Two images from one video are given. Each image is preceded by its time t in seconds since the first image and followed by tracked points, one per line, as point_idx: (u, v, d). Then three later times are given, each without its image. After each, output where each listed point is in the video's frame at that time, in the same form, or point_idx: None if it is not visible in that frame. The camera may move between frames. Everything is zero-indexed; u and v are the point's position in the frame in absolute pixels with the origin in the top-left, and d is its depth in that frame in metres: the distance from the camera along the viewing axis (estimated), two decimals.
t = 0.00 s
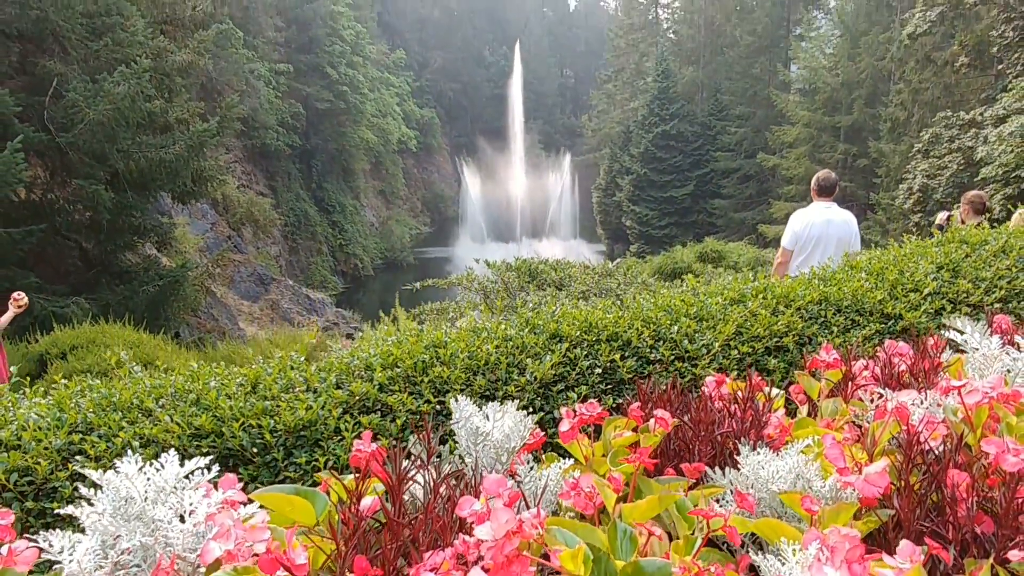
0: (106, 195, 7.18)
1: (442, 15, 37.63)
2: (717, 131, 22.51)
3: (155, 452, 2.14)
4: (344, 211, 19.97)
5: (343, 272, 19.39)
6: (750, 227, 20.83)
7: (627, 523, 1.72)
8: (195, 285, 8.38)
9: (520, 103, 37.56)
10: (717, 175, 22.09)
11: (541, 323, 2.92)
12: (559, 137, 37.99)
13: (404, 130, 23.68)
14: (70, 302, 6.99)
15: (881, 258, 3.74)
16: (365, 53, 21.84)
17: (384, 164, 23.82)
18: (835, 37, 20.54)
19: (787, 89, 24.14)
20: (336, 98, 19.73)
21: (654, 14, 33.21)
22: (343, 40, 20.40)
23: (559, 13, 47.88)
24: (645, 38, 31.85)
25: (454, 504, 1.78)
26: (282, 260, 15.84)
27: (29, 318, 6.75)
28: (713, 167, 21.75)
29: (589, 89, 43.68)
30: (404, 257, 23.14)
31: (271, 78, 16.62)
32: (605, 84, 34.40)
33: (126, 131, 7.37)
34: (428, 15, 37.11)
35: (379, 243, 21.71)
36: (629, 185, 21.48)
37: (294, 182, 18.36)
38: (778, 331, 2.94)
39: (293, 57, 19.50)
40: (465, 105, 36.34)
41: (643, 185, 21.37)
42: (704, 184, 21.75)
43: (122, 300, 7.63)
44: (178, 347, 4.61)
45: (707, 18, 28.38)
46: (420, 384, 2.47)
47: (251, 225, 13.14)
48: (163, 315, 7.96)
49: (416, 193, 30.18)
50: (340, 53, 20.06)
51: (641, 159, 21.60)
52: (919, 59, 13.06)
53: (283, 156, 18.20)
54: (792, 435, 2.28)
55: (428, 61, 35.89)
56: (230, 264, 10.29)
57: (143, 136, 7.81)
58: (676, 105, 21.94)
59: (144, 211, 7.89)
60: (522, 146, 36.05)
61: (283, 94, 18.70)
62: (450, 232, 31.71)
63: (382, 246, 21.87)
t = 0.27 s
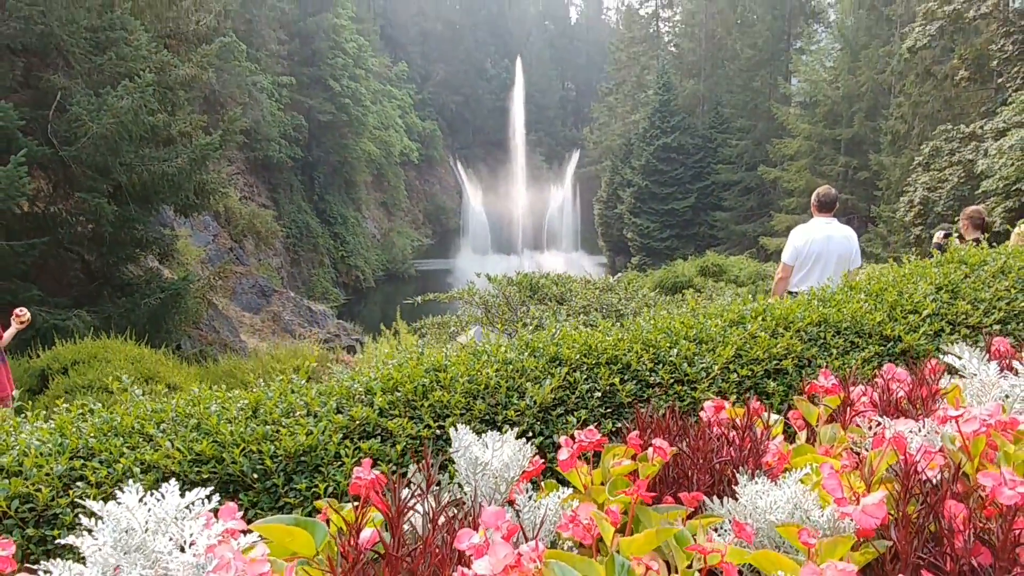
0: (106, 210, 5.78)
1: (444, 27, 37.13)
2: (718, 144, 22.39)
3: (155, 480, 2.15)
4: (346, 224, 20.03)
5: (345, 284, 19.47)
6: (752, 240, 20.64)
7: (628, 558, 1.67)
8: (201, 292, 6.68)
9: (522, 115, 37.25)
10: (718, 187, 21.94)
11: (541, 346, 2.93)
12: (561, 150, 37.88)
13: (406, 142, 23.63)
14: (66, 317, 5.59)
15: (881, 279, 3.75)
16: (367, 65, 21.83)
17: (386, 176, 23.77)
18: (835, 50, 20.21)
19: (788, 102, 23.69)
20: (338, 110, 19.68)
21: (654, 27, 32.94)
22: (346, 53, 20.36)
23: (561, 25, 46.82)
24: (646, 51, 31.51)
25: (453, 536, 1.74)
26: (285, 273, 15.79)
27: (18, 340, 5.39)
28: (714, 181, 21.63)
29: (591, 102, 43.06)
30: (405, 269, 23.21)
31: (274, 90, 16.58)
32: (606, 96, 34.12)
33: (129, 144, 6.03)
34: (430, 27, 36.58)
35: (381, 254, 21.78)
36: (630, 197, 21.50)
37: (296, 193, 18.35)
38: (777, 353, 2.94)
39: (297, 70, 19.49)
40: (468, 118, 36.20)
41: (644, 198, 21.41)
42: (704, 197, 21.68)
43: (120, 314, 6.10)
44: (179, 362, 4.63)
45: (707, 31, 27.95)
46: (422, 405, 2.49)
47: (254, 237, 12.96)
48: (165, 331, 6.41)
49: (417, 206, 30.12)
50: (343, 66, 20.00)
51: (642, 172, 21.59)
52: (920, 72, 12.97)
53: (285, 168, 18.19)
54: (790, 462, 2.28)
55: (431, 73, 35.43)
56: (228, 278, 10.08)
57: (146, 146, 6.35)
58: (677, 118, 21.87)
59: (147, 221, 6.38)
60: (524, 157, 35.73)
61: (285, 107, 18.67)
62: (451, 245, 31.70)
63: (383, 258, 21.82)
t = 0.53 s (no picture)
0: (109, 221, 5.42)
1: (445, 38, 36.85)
2: (720, 155, 22.38)
3: (157, 504, 2.15)
4: (348, 234, 20.05)
5: (347, 294, 19.49)
6: (754, 250, 20.50)
7: None
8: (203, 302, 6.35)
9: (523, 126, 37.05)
10: (720, 198, 21.92)
11: (542, 365, 2.93)
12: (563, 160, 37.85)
13: (409, 153, 23.62)
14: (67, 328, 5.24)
15: (881, 296, 3.76)
16: (370, 76, 21.83)
17: (389, 187, 23.77)
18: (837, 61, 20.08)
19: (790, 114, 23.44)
20: (341, 121, 19.58)
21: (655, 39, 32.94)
22: (349, 64, 20.26)
23: (562, 37, 47.33)
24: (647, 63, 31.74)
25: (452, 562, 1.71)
26: (287, 282, 15.79)
27: (16, 354, 5.06)
28: (715, 191, 21.62)
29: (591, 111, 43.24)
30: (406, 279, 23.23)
31: (277, 102, 16.55)
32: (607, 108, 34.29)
33: (133, 155, 5.66)
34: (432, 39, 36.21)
35: (383, 264, 21.70)
36: (632, 208, 21.54)
37: (299, 204, 18.34)
38: (776, 373, 2.95)
39: (300, 81, 19.36)
40: (470, 128, 35.99)
41: (646, 208, 21.37)
42: (705, 208, 21.74)
43: (121, 325, 5.68)
44: (181, 374, 4.64)
45: (709, 43, 27.74)
46: (422, 426, 2.50)
47: (255, 248, 12.94)
48: (167, 343, 5.95)
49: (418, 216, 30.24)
50: (346, 77, 19.89)
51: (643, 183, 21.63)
52: (921, 83, 13.05)
53: (288, 179, 18.19)
54: (790, 485, 2.27)
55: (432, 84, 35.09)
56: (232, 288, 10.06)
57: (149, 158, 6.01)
58: (678, 129, 21.95)
59: (151, 232, 6.01)
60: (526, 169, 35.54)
61: (288, 118, 18.65)
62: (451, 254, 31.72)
63: (386, 269, 21.78)
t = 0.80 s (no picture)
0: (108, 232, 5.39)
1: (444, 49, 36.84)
2: (719, 164, 22.39)
3: (157, 525, 2.14)
4: (348, 242, 20.06)
5: (347, 303, 19.44)
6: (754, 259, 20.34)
7: None
8: (204, 313, 6.32)
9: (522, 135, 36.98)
10: (720, 208, 21.89)
11: (540, 385, 2.94)
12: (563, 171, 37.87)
13: (409, 162, 23.66)
14: (67, 339, 5.22)
15: (878, 312, 3.77)
16: (370, 86, 21.84)
17: (389, 196, 23.79)
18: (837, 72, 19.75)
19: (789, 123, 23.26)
20: (341, 130, 19.62)
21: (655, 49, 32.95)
22: (349, 74, 20.31)
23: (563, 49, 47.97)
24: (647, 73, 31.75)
25: None
26: (287, 291, 15.77)
27: (17, 365, 5.05)
28: (715, 201, 21.58)
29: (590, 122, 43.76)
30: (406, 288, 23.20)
31: (277, 112, 16.54)
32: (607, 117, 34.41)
33: (134, 167, 5.66)
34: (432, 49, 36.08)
35: (383, 274, 21.63)
36: (632, 217, 21.62)
37: (299, 213, 18.34)
38: (774, 391, 2.95)
39: (300, 91, 19.34)
40: (470, 137, 36.25)
41: (646, 217, 21.43)
42: (706, 217, 21.75)
43: (120, 335, 5.62)
44: (180, 387, 4.65)
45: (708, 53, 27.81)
46: (422, 446, 2.51)
47: (256, 258, 12.92)
48: (167, 354, 5.89)
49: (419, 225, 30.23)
50: (347, 87, 19.92)
51: (643, 193, 21.73)
52: (920, 93, 13.11)
53: (288, 188, 18.18)
54: (788, 507, 2.25)
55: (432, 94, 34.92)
56: (231, 298, 10.02)
57: (150, 169, 5.99)
58: (678, 139, 22.15)
59: (152, 242, 5.96)
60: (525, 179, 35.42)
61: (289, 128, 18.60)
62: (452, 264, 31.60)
63: (386, 278, 21.72)
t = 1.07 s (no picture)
0: (108, 243, 5.35)
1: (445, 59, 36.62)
2: (718, 174, 22.42)
3: (155, 546, 2.14)
4: (348, 252, 20.09)
5: (347, 313, 19.43)
6: (754, 269, 20.31)
7: None
8: (204, 324, 6.31)
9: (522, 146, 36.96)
10: (720, 218, 21.90)
11: (538, 404, 2.95)
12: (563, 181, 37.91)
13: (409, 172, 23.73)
14: (67, 350, 5.17)
15: (877, 329, 3.78)
16: (371, 97, 21.86)
17: (389, 206, 23.84)
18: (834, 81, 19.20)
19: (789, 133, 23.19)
20: (342, 141, 19.65)
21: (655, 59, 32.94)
22: (350, 85, 20.33)
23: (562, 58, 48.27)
24: (646, 84, 32.19)
25: None
26: (287, 302, 15.77)
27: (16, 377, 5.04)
28: (715, 211, 21.59)
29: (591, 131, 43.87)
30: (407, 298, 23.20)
31: (278, 122, 16.57)
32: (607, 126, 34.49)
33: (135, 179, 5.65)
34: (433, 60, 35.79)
35: (383, 284, 21.61)
36: (632, 227, 21.72)
37: (299, 224, 18.35)
38: (772, 410, 2.96)
39: (300, 102, 19.28)
40: (470, 148, 35.93)
41: (646, 228, 21.60)
42: (705, 227, 21.77)
43: (120, 346, 5.60)
44: (180, 401, 4.65)
45: (707, 63, 27.51)
46: (420, 466, 2.51)
47: (256, 269, 12.93)
48: (167, 366, 5.86)
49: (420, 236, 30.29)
50: (347, 98, 19.91)
51: (643, 203, 21.81)
52: (918, 104, 13.13)
53: (288, 199, 18.19)
54: (785, 529, 2.24)
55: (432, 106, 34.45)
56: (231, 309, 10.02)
57: (151, 181, 6.02)
58: (678, 149, 22.16)
59: (152, 253, 5.97)
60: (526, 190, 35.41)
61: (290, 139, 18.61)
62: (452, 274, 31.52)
63: (386, 288, 21.70)
